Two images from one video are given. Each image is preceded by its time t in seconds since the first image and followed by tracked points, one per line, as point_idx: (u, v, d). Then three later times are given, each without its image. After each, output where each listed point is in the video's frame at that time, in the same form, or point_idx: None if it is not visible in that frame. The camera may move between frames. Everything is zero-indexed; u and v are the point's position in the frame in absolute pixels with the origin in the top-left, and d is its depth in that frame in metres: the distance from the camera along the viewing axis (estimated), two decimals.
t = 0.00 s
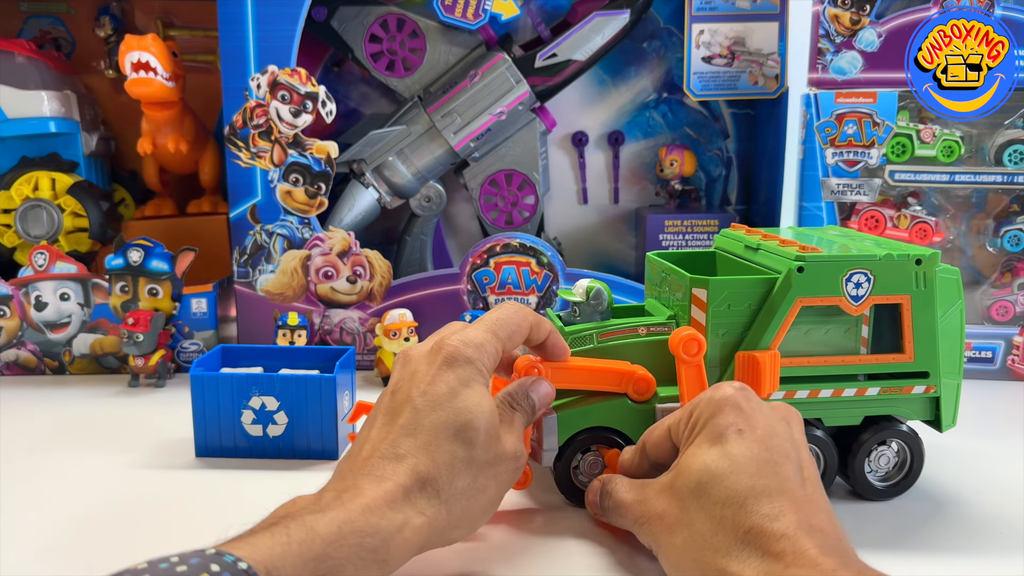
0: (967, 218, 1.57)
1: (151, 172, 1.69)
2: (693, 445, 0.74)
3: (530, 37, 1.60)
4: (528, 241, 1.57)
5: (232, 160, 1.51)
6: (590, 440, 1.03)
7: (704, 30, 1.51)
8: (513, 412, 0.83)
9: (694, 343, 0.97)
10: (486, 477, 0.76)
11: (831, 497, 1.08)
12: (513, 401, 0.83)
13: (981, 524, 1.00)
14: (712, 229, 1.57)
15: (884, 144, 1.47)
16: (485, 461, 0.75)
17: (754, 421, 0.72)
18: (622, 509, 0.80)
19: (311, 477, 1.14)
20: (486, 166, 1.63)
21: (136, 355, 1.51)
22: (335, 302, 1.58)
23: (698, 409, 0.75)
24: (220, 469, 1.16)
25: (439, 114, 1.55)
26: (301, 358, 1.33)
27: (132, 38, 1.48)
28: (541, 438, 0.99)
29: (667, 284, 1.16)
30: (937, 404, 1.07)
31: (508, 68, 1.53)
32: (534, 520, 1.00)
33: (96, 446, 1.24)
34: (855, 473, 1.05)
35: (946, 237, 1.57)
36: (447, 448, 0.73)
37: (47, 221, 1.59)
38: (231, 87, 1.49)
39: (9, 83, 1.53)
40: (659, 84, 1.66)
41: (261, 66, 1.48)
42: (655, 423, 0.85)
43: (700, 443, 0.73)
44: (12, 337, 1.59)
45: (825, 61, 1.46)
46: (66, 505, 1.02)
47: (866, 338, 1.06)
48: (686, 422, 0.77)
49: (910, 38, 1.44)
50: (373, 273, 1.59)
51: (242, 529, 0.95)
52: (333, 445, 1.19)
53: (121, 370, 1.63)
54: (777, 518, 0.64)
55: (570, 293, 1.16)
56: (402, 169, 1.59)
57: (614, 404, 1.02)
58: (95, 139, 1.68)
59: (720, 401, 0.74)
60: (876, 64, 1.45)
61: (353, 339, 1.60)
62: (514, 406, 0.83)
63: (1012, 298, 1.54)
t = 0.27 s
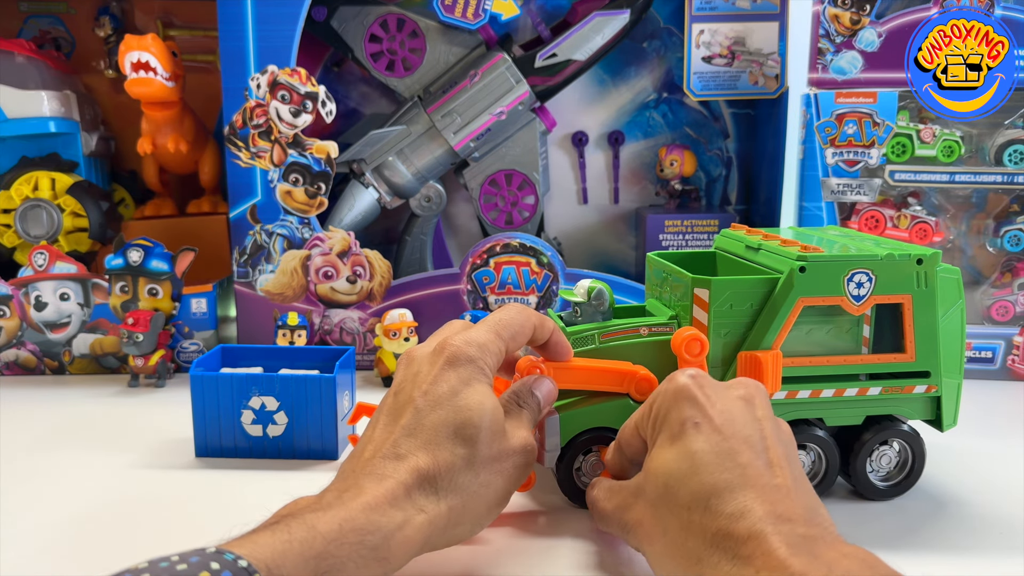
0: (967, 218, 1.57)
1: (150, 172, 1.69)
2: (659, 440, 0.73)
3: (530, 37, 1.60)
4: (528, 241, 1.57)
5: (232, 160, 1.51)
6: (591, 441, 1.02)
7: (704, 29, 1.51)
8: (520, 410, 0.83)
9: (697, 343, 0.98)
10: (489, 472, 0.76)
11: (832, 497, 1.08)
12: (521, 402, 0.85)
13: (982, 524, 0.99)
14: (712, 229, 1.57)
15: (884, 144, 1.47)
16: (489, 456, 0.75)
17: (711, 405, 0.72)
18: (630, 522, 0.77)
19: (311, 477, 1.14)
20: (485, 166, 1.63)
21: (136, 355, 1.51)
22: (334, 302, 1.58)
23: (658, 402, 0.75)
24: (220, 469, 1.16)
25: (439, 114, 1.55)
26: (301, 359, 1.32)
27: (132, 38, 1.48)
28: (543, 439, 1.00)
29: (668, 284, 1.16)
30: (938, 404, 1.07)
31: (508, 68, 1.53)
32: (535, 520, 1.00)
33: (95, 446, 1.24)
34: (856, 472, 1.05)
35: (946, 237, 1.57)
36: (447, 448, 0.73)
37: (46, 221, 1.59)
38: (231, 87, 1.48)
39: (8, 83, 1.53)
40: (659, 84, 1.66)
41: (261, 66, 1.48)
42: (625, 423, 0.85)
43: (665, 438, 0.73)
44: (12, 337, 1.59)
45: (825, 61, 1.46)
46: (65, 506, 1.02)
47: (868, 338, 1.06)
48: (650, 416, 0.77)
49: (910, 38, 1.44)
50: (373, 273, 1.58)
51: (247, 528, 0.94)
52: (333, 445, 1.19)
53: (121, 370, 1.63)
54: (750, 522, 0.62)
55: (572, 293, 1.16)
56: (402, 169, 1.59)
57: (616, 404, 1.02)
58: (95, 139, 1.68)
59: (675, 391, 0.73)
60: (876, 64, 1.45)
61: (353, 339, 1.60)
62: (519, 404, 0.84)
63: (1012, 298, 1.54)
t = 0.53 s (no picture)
0: (967, 218, 1.57)
1: (150, 172, 1.69)
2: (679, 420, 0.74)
3: (530, 37, 1.60)
4: (527, 241, 1.56)
5: (231, 160, 1.51)
6: (594, 438, 1.02)
7: (705, 30, 1.51)
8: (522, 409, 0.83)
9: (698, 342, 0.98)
10: (494, 470, 0.76)
11: (832, 493, 1.07)
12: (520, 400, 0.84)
13: (983, 522, 0.99)
14: (712, 229, 1.57)
15: (884, 144, 1.47)
16: (492, 454, 0.75)
17: (737, 392, 0.72)
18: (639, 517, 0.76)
19: (311, 476, 1.14)
20: (485, 166, 1.62)
21: (136, 355, 1.51)
22: (334, 302, 1.58)
23: (682, 386, 0.75)
24: (220, 468, 1.16)
25: (438, 114, 1.55)
26: (301, 359, 1.32)
27: (132, 38, 1.48)
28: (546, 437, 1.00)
29: (669, 283, 1.16)
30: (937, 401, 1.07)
31: (508, 67, 1.53)
32: (536, 519, 1.00)
33: (95, 446, 1.24)
34: (857, 470, 1.05)
35: (946, 237, 1.57)
36: (452, 444, 0.73)
37: (46, 221, 1.59)
38: (231, 87, 1.48)
39: (8, 83, 1.52)
40: (659, 84, 1.66)
41: (261, 66, 1.48)
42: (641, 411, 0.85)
43: (684, 417, 0.73)
44: (12, 337, 1.59)
45: (825, 61, 1.46)
46: (66, 505, 1.02)
47: (867, 336, 1.06)
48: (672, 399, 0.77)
49: (910, 38, 1.44)
50: (373, 273, 1.58)
51: (253, 523, 0.96)
52: (333, 445, 1.19)
53: (121, 370, 1.63)
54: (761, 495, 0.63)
55: (574, 292, 1.16)
56: (401, 169, 1.59)
57: (619, 403, 1.02)
58: (95, 139, 1.68)
59: (702, 376, 0.74)
60: (876, 64, 1.45)
61: (353, 339, 1.60)
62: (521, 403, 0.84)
63: (1012, 298, 1.54)
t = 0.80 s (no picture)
0: (967, 218, 1.57)
1: (150, 172, 1.69)
2: (702, 439, 0.72)
3: (530, 37, 1.60)
4: (528, 241, 1.57)
5: (231, 160, 1.51)
6: (598, 438, 1.02)
7: (705, 30, 1.51)
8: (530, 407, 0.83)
9: (703, 341, 0.98)
10: (495, 466, 0.75)
11: (833, 492, 1.07)
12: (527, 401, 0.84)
13: (983, 520, 0.99)
14: (712, 229, 1.57)
15: (884, 144, 1.47)
16: (494, 451, 0.74)
17: (769, 429, 0.71)
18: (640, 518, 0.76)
19: (312, 476, 1.14)
20: (485, 166, 1.62)
21: (136, 355, 1.51)
22: (334, 302, 1.58)
23: (714, 404, 0.73)
24: (220, 468, 1.16)
25: (438, 114, 1.55)
26: (302, 358, 1.32)
27: (132, 38, 1.48)
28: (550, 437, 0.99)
29: (671, 282, 1.15)
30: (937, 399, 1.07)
31: (508, 67, 1.53)
32: (536, 519, 1.00)
33: (95, 446, 1.24)
34: (859, 470, 1.05)
35: (946, 237, 1.57)
36: (452, 443, 0.72)
37: (46, 221, 1.59)
38: (231, 87, 1.48)
39: (8, 83, 1.52)
40: (659, 84, 1.66)
41: (261, 66, 1.48)
42: (667, 404, 0.84)
43: (709, 439, 0.72)
44: (12, 337, 1.59)
45: (825, 61, 1.46)
46: (67, 505, 1.02)
47: (868, 335, 1.05)
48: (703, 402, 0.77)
49: (910, 38, 1.43)
50: (373, 273, 1.58)
51: (254, 522, 0.96)
52: (333, 445, 1.19)
53: (121, 370, 1.62)
54: (777, 521, 0.64)
55: (576, 292, 1.16)
56: (401, 169, 1.59)
57: (622, 403, 1.02)
58: (95, 139, 1.68)
59: (739, 403, 0.72)
60: (876, 64, 1.45)
61: (353, 339, 1.60)
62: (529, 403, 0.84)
63: (1012, 298, 1.54)
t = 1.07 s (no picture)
0: (967, 218, 1.57)
1: (151, 172, 1.69)
2: (719, 441, 0.72)
3: (530, 37, 1.60)
4: (528, 241, 1.57)
5: (231, 160, 1.51)
6: (600, 439, 1.02)
7: (704, 30, 1.51)
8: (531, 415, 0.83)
9: (705, 342, 0.98)
10: (489, 475, 0.75)
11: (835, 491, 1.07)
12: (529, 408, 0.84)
13: (983, 519, 0.99)
14: (712, 229, 1.57)
15: (884, 144, 1.47)
16: (489, 458, 0.74)
17: (789, 429, 0.70)
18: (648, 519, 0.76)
19: (312, 476, 1.13)
20: (485, 166, 1.63)
21: (136, 355, 1.51)
22: (335, 302, 1.58)
23: (732, 406, 0.74)
24: (220, 469, 1.16)
25: (439, 114, 1.55)
26: (302, 359, 1.32)
27: (132, 38, 1.48)
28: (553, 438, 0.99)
29: (672, 282, 1.15)
30: (938, 398, 1.07)
31: (508, 67, 1.53)
32: (537, 519, 0.99)
33: (95, 446, 1.24)
34: (861, 470, 1.04)
35: (946, 237, 1.57)
36: (447, 449, 0.72)
37: (47, 221, 1.59)
38: (231, 87, 1.48)
39: (8, 83, 1.52)
40: (659, 84, 1.66)
41: (261, 66, 1.48)
42: (680, 403, 0.84)
43: (725, 443, 0.71)
44: (12, 337, 1.59)
45: (825, 61, 1.46)
46: (67, 505, 1.02)
47: (869, 335, 1.05)
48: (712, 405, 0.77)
49: (910, 38, 1.43)
50: (373, 273, 1.58)
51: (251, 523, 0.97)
52: (333, 445, 1.19)
53: (121, 370, 1.62)
54: (780, 522, 0.63)
55: (578, 292, 1.15)
56: (402, 169, 1.59)
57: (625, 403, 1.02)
58: (95, 139, 1.68)
59: (759, 405, 0.72)
60: (876, 64, 1.45)
61: (353, 339, 1.60)
62: (530, 411, 0.84)
63: (1013, 298, 1.54)
